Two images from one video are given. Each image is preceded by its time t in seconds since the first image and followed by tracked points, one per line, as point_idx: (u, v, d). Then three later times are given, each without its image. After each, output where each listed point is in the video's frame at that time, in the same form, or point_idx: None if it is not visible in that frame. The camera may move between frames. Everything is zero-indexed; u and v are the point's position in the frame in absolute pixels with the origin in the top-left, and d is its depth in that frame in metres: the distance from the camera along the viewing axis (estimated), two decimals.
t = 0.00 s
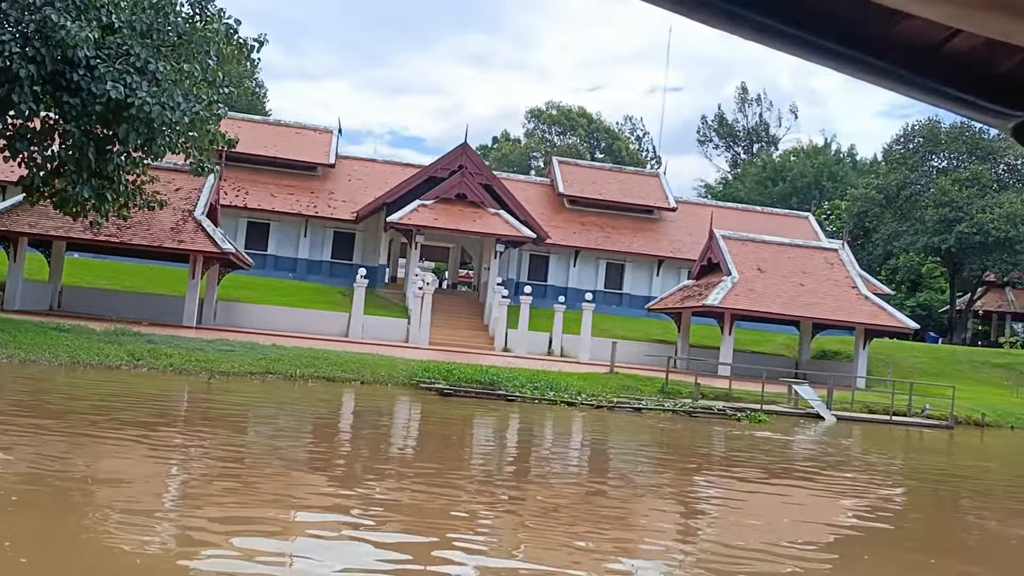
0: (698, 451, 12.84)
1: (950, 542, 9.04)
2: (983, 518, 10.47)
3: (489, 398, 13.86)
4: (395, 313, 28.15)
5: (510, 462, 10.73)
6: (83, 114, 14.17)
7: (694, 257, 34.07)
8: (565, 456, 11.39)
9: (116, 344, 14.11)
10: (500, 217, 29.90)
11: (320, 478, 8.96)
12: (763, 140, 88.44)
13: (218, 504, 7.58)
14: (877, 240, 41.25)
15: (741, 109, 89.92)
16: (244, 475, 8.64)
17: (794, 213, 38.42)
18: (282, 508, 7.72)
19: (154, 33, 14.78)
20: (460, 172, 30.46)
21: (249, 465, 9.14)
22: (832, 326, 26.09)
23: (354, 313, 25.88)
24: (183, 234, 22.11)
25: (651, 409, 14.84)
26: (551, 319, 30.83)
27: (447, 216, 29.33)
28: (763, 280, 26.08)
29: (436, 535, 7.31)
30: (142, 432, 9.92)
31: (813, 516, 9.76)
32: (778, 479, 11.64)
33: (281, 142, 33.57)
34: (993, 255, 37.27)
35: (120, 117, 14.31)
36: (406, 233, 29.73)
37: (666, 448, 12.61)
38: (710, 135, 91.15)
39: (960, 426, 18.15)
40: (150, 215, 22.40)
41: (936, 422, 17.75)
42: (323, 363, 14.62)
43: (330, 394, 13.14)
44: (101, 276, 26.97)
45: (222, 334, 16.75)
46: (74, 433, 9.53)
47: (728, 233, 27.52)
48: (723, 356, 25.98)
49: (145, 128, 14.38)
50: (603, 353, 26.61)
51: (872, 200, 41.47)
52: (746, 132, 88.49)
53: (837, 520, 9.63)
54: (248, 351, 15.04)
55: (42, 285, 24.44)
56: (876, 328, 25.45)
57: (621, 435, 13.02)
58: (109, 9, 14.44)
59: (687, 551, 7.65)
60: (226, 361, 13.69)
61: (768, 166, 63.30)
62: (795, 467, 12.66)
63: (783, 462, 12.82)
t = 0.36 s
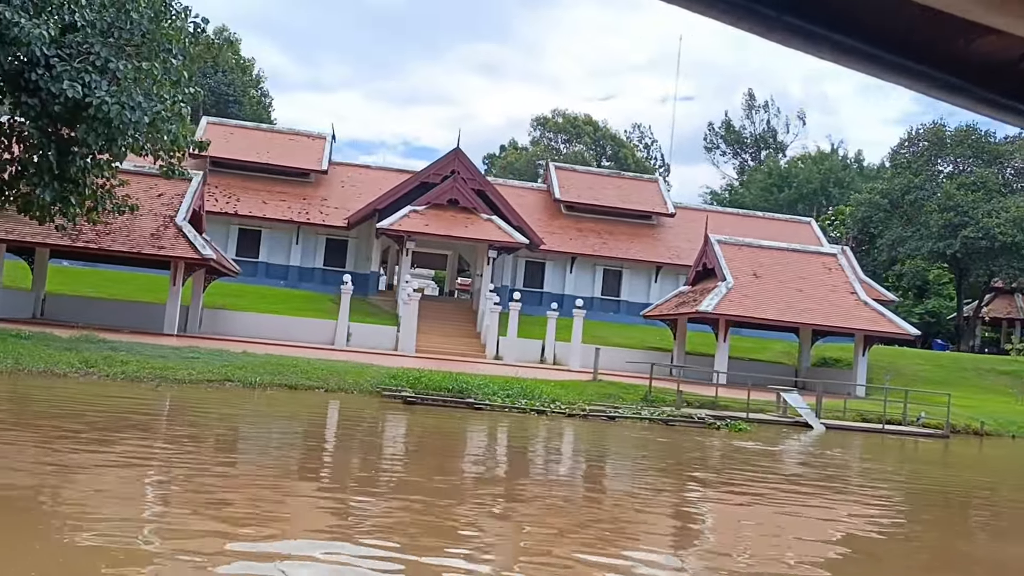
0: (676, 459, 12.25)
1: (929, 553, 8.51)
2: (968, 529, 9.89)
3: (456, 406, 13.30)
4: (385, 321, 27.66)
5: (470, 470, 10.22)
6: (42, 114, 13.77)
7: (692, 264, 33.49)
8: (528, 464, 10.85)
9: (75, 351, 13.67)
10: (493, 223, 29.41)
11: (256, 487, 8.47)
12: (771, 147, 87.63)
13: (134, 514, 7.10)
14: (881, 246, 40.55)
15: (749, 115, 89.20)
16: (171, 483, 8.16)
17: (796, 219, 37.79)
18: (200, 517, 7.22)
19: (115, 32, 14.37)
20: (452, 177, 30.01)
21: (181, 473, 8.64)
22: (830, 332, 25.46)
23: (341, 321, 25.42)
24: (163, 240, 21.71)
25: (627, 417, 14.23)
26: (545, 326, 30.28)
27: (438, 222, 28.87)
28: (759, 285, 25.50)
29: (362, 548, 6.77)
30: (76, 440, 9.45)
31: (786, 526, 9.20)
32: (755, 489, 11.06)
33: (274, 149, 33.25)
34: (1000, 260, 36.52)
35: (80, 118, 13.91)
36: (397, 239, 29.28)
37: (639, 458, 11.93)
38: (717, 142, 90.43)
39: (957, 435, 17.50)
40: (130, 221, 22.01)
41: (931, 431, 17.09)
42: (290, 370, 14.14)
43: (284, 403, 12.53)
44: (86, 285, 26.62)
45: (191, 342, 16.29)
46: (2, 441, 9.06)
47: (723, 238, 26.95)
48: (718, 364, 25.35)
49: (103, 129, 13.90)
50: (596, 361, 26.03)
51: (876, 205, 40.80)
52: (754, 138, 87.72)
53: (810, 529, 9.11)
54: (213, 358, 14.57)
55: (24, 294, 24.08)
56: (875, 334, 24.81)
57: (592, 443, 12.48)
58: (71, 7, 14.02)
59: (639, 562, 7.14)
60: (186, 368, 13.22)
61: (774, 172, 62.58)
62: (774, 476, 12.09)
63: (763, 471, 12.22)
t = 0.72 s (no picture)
0: (680, 477, 11.63)
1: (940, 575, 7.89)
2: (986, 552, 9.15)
3: (450, 421, 12.82)
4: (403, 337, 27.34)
5: (456, 487, 9.78)
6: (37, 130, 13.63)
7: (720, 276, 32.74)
8: (518, 481, 10.34)
9: (69, 368, 13.47)
10: (513, 236, 29.01)
11: (219, 505, 8.06)
12: (809, 157, 86.18)
13: (79, 533, 6.75)
14: (918, 256, 39.42)
15: (785, 126, 87.90)
16: (128, 502, 7.80)
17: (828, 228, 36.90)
18: (148, 538, 6.84)
19: (111, 46, 14.24)
20: (472, 191, 29.69)
21: (143, 490, 8.27)
22: (860, 345, 24.58)
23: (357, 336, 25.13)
24: (176, 256, 21.60)
25: (630, 432, 13.62)
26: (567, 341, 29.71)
27: (457, 236, 28.54)
28: (784, 297, 24.74)
29: (311, 572, 6.32)
30: (47, 457, 9.16)
31: (786, 547, 8.56)
32: (760, 508, 10.40)
33: (296, 165, 33.24)
34: None
35: (75, 132, 13.76)
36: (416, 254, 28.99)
37: (638, 476, 11.33)
38: (752, 154, 89.20)
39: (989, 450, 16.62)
40: (143, 238, 21.94)
41: (961, 447, 16.23)
42: (286, 386, 13.81)
43: (273, 419, 12.15)
44: (105, 303, 26.66)
45: (193, 358, 16.04)
46: None
47: (748, 248, 26.24)
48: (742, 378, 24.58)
49: (98, 143, 13.63)
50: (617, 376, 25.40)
51: (912, 213, 39.76)
52: (790, 149, 86.32)
53: (813, 550, 8.52)
54: (209, 374, 14.27)
55: (44, 313, 24.14)
56: (907, 346, 23.90)
57: (591, 459, 11.94)
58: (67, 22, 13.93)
59: None
60: (177, 385, 12.94)
61: (809, 182, 61.43)
62: (784, 494, 11.40)
63: (772, 489, 11.55)
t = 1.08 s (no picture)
0: (663, 485, 11.00)
1: None
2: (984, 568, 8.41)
3: (424, 428, 12.32)
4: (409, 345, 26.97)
5: (415, 495, 9.26)
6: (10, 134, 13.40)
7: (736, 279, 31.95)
8: (483, 490, 9.81)
9: (42, 376, 13.17)
10: (522, 241, 28.53)
11: (150, 512, 7.61)
12: (838, 159, 84.63)
13: None
14: (945, 257, 38.31)
15: (814, 129, 86.49)
16: (47, 506, 7.38)
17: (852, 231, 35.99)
18: (49, 543, 6.39)
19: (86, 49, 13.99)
20: (480, 195, 29.29)
21: (73, 496, 7.85)
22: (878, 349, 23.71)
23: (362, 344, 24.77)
24: (173, 263, 21.35)
25: (617, 440, 13.02)
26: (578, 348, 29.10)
27: (464, 241, 28.10)
28: (798, 300, 23.95)
29: None
30: None
31: (759, 562, 7.91)
32: (743, 518, 9.75)
33: (306, 172, 33.04)
34: None
35: (48, 136, 13.51)
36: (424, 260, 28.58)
37: (616, 484, 10.73)
38: (781, 157, 87.86)
39: (1008, 457, 15.74)
40: (142, 245, 21.73)
41: (976, 454, 15.38)
42: (262, 393, 13.38)
43: (239, 426, 11.72)
44: (111, 312, 26.56)
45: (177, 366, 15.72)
46: None
47: (760, 250, 25.47)
48: (754, 384, 23.79)
49: (70, 146, 13.37)
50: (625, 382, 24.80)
51: (939, 214, 38.80)
52: (819, 152, 84.83)
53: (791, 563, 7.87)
54: (185, 381, 13.89)
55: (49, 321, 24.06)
56: (928, 350, 22.98)
57: (568, 467, 11.35)
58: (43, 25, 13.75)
59: None
60: (147, 393, 12.57)
61: (836, 185, 60.24)
62: (774, 503, 10.74)
63: (761, 498, 10.88)
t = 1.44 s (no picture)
0: (627, 481, 10.59)
1: None
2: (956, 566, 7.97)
3: (387, 426, 11.97)
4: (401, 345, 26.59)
5: (361, 494, 8.89)
6: None
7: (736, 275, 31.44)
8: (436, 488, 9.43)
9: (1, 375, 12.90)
10: (515, 237, 28.16)
11: (72, 513, 7.29)
12: (848, 154, 83.73)
13: None
14: (952, 251, 37.57)
15: (823, 123, 85.61)
16: None
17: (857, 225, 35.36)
18: None
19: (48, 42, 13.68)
20: (473, 192, 28.96)
21: None
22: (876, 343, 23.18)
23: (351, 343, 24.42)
24: (155, 262, 21.06)
25: (588, 438, 12.61)
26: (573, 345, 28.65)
27: (457, 238, 27.74)
28: (795, 293, 23.45)
29: None
30: None
31: (714, 560, 7.51)
32: (707, 516, 9.32)
33: (300, 171, 32.75)
34: None
35: (7, 130, 13.17)
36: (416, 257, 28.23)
37: (578, 480, 10.33)
38: (790, 153, 87.04)
39: (1003, 453, 15.21)
40: (124, 244, 21.47)
41: (968, 450, 14.86)
42: (225, 391, 13.06)
43: (196, 425, 11.34)
44: (101, 313, 26.35)
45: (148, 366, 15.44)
46: None
47: (756, 244, 24.96)
48: (750, 380, 23.28)
49: (29, 140, 13.06)
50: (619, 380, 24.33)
51: (946, 207, 38.08)
52: (830, 147, 83.93)
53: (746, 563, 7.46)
54: (150, 379, 13.58)
55: (36, 322, 23.83)
56: (927, 344, 22.44)
57: (532, 465, 10.97)
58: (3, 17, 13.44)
59: None
60: (105, 392, 12.27)
61: (844, 179, 59.54)
62: (745, 501, 10.30)
63: (731, 494, 10.47)
